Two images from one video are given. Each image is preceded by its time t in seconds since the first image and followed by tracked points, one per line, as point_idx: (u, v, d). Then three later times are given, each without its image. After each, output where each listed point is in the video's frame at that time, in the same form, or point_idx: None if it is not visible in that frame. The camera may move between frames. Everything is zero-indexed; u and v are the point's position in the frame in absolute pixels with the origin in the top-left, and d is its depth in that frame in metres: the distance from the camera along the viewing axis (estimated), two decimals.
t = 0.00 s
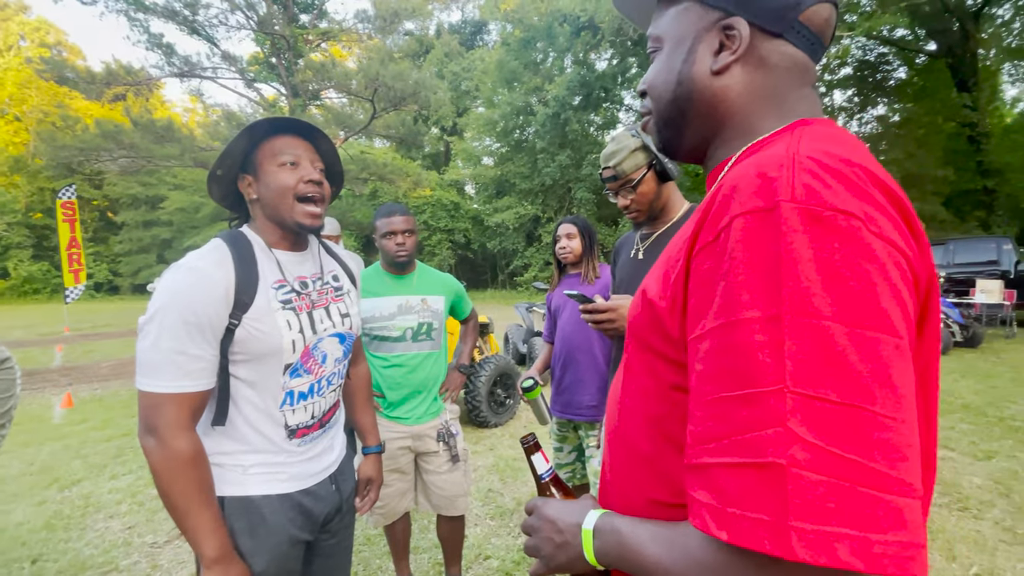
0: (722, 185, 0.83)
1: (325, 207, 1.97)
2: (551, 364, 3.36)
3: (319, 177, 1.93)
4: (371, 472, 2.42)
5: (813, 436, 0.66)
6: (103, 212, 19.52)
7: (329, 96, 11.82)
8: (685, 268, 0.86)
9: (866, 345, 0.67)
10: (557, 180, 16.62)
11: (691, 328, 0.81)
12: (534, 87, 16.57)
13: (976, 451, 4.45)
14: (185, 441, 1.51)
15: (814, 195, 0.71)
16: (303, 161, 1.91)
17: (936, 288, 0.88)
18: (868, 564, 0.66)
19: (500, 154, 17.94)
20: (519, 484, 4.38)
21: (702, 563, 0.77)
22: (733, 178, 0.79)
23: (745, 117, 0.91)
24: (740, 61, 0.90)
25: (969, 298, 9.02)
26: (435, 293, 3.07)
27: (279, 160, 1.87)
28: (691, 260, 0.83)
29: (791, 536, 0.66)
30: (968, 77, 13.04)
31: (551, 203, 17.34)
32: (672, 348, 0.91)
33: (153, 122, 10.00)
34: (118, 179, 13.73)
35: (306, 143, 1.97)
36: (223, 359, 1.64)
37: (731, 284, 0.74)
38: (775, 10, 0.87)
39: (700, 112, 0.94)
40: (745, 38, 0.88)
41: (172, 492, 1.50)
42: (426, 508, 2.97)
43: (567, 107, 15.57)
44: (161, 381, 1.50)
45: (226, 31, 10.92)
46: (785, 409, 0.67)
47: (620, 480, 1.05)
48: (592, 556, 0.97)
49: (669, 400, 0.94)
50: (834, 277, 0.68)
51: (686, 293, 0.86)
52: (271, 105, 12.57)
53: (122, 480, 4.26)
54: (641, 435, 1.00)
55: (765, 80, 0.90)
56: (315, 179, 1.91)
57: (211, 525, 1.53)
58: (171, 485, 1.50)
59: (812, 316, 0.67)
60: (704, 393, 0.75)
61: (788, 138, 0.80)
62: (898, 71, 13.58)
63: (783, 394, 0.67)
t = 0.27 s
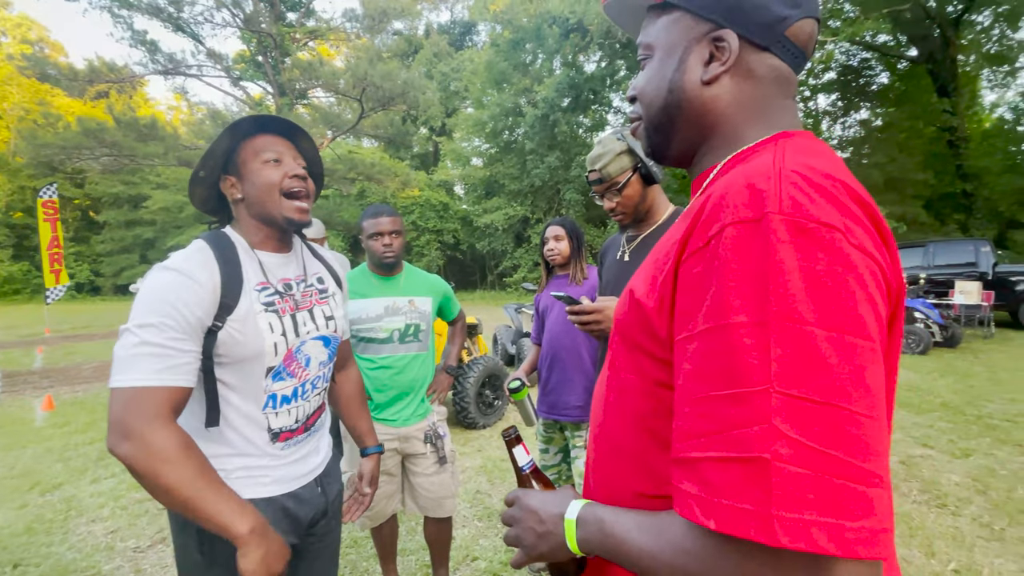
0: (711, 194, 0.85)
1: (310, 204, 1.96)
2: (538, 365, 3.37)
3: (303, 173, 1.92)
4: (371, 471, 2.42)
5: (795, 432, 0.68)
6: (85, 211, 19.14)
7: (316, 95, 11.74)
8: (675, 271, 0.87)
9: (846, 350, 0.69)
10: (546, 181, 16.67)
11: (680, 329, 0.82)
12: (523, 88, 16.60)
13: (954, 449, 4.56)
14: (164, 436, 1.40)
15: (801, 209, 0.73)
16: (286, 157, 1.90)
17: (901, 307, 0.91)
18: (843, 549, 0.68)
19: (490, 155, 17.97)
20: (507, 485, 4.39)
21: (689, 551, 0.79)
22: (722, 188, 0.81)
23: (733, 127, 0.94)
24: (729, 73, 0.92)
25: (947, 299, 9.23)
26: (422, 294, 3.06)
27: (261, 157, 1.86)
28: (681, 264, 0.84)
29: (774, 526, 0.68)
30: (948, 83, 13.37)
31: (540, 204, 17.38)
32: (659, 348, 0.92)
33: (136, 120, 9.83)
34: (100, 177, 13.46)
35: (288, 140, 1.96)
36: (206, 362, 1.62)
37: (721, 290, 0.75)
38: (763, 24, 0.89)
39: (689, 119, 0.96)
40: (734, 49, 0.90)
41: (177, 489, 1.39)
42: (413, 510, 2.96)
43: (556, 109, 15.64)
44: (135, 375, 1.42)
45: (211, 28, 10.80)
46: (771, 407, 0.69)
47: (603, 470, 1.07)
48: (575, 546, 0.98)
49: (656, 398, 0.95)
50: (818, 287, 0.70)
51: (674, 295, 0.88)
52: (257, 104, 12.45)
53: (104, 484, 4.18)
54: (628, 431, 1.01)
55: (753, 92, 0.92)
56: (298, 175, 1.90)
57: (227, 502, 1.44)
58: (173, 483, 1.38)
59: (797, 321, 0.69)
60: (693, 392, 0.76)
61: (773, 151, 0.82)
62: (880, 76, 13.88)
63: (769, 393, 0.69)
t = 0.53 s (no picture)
0: (697, 197, 0.85)
1: (293, 202, 1.94)
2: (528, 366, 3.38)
3: (288, 171, 1.90)
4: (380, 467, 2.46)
5: (775, 421, 0.69)
6: (70, 210, 18.82)
7: (306, 94, 11.66)
8: (661, 270, 0.88)
9: (823, 346, 0.70)
10: (537, 182, 16.70)
11: (666, 326, 0.83)
12: (515, 88, 16.59)
13: (937, 447, 4.64)
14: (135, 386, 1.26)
15: (782, 212, 0.74)
16: (270, 156, 1.88)
17: (874, 308, 0.93)
18: (820, 527, 0.69)
19: (481, 155, 17.98)
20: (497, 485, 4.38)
21: (676, 533, 0.80)
22: (708, 191, 0.82)
23: (720, 132, 0.95)
24: (719, 80, 0.93)
25: (932, 300, 9.38)
26: (412, 295, 3.05)
27: (246, 155, 1.84)
28: (668, 263, 0.85)
29: (757, 508, 0.69)
30: (931, 88, 13.57)
31: (532, 205, 17.40)
32: (647, 343, 0.93)
33: (123, 117, 9.68)
34: (84, 175, 13.23)
35: (273, 139, 1.94)
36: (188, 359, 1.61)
37: (707, 290, 0.76)
38: (750, 34, 0.90)
39: (680, 123, 0.97)
40: (724, 57, 0.91)
41: (164, 417, 1.24)
42: (402, 512, 2.95)
43: (547, 110, 15.67)
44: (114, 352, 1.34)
45: (199, 26, 10.68)
46: (753, 398, 0.70)
47: (595, 460, 1.07)
48: (563, 530, 0.99)
49: (646, 392, 0.95)
50: (798, 286, 0.71)
51: (661, 293, 0.88)
52: (246, 102, 12.34)
53: (88, 487, 4.11)
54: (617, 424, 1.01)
55: (740, 99, 0.94)
56: (282, 174, 1.89)
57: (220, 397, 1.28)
58: (159, 416, 1.23)
59: (779, 319, 0.70)
60: (680, 385, 0.77)
61: (757, 155, 0.84)
62: (866, 80, 14.07)
63: (752, 385, 0.70)
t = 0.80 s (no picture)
0: (685, 196, 0.86)
1: (277, 217, 1.92)
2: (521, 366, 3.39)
3: (276, 189, 1.88)
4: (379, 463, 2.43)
5: (752, 405, 0.70)
6: (58, 209, 18.58)
7: (299, 93, 11.61)
8: (652, 265, 0.89)
9: (797, 336, 0.71)
10: (531, 182, 16.71)
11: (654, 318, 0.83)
12: (509, 89, 16.59)
13: (926, 446, 4.70)
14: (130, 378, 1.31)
15: (761, 208, 0.75)
16: (261, 169, 1.85)
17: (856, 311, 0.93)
18: (790, 506, 0.69)
19: (475, 155, 17.98)
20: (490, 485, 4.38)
21: (660, 513, 0.81)
22: (695, 191, 0.82)
23: (712, 134, 0.96)
24: (712, 84, 0.94)
25: (920, 300, 9.50)
26: (404, 295, 3.04)
27: (236, 165, 1.81)
28: (657, 258, 0.86)
29: (731, 487, 0.70)
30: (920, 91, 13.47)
31: (525, 206, 17.41)
32: (638, 337, 0.93)
33: (112, 116, 9.56)
34: (72, 173, 13.06)
35: (269, 151, 1.91)
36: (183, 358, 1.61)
37: (689, 282, 0.77)
38: (743, 40, 0.90)
39: (676, 124, 0.98)
40: (717, 62, 0.91)
41: (162, 394, 1.30)
42: (395, 513, 2.94)
43: (541, 110, 15.68)
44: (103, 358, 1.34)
45: (190, 24, 10.59)
46: (729, 382, 0.71)
47: (592, 449, 1.07)
48: (558, 515, 0.99)
49: (638, 385, 0.95)
50: (774, 278, 0.72)
51: (651, 288, 0.89)
52: (238, 101, 12.26)
53: (76, 489, 4.06)
54: (609, 415, 1.02)
55: (732, 103, 0.95)
56: (269, 191, 1.86)
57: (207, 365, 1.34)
58: (155, 397, 1.30)
59: (755, 308, 0.71)
60: (663, 372, 0.78)
61: (744, 156, 0.85)
62: (856, 82, 14.22)
63: (729, 371, 0.71)
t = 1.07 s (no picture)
0: (681, 196, 0.87)
1: (258, 226, 1.86)
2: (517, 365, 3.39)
3: (253, 199, 1.81)
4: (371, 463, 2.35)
5: (750, 395, 0.70)
6: (49, 208, 18.39)
7: (294, 92, 11.57)
8: (650, 262, 0.89)
9: (791, 329, 0.71)
10: (527, 182, 16.72)
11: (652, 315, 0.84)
12: (504, 88, 16.59)
13: (918, 444, 4.74)
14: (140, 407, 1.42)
15: (755, 207, 0.75)
16: (241, 179, 1.79)
17: (845, 306, 0.94)
18: (788, 491, 0.70)
19: (470, 155, 17.97)
20: (486, 485, 4.37)
21: (662, 500, 0.82)
22: (690, 191, 0.83)
23: (707, 136, 0.97)
24: (707, 87, 0.94)
25: (913, 300, 9.57)
26: (399, 295, 3.04)
27: (216, 173, 1.76)
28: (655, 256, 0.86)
29: (731, 474, 0.71)
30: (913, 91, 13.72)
31: (521, 206, 17.41)
32: (638, 333, 0.94)
33: (104, 114, 9.47)
34: (62, 172, 12.92)
35: (255, 158, 1.82)
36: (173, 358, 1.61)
37: (687, 279, 0.77)
38: (737, 45, 0.91)
39: (669, 127, 0.99)
40: (712, 66, 0.92)
41: (177, 436, 1.44)
42: (390, 513, 2.93)
43: (536, 110, 15.69)
44: (97, 378, 1.43)
45: (184, 22, 10.52)
46: (728, 374, 0.71)
47: (593, 442, 1.07)
48: (563, 506, 0.99)
49: (637, 380, 0.96)
50: (769, 275, 0.72)
51: (649, 284, 0.89)
52: (232, 100, 12.19)
53: (68, 490, 4.03)
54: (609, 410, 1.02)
55: (724, 106, 0.95)
56: (246, 202, 1.79)
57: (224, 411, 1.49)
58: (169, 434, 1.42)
59: (751, 303, 0.71)
60: (662, 366, 0.79)
61: (736, 158, 0.85)
62: (849, 84, 14.32)
63: (727, 364, 0.71)
